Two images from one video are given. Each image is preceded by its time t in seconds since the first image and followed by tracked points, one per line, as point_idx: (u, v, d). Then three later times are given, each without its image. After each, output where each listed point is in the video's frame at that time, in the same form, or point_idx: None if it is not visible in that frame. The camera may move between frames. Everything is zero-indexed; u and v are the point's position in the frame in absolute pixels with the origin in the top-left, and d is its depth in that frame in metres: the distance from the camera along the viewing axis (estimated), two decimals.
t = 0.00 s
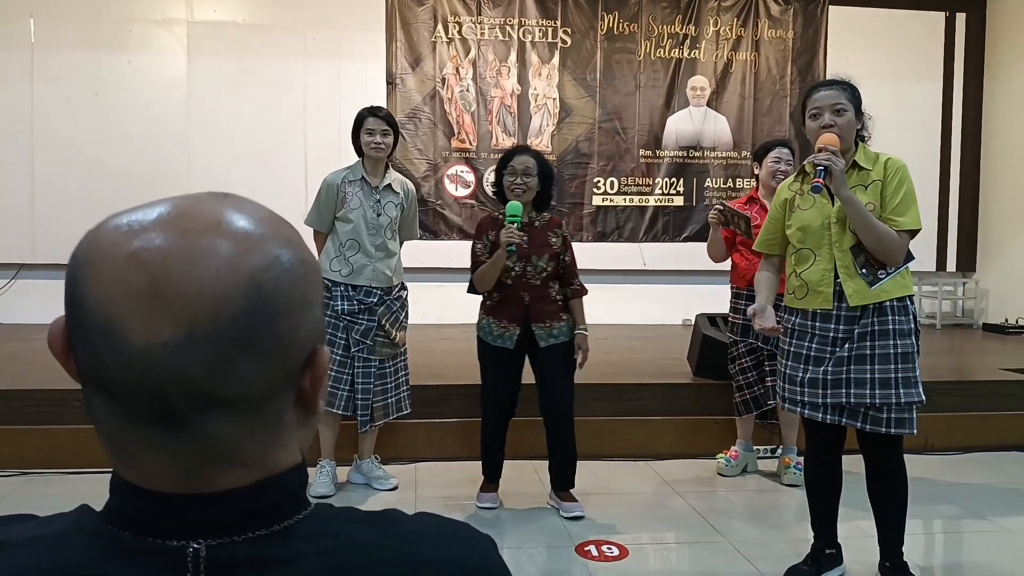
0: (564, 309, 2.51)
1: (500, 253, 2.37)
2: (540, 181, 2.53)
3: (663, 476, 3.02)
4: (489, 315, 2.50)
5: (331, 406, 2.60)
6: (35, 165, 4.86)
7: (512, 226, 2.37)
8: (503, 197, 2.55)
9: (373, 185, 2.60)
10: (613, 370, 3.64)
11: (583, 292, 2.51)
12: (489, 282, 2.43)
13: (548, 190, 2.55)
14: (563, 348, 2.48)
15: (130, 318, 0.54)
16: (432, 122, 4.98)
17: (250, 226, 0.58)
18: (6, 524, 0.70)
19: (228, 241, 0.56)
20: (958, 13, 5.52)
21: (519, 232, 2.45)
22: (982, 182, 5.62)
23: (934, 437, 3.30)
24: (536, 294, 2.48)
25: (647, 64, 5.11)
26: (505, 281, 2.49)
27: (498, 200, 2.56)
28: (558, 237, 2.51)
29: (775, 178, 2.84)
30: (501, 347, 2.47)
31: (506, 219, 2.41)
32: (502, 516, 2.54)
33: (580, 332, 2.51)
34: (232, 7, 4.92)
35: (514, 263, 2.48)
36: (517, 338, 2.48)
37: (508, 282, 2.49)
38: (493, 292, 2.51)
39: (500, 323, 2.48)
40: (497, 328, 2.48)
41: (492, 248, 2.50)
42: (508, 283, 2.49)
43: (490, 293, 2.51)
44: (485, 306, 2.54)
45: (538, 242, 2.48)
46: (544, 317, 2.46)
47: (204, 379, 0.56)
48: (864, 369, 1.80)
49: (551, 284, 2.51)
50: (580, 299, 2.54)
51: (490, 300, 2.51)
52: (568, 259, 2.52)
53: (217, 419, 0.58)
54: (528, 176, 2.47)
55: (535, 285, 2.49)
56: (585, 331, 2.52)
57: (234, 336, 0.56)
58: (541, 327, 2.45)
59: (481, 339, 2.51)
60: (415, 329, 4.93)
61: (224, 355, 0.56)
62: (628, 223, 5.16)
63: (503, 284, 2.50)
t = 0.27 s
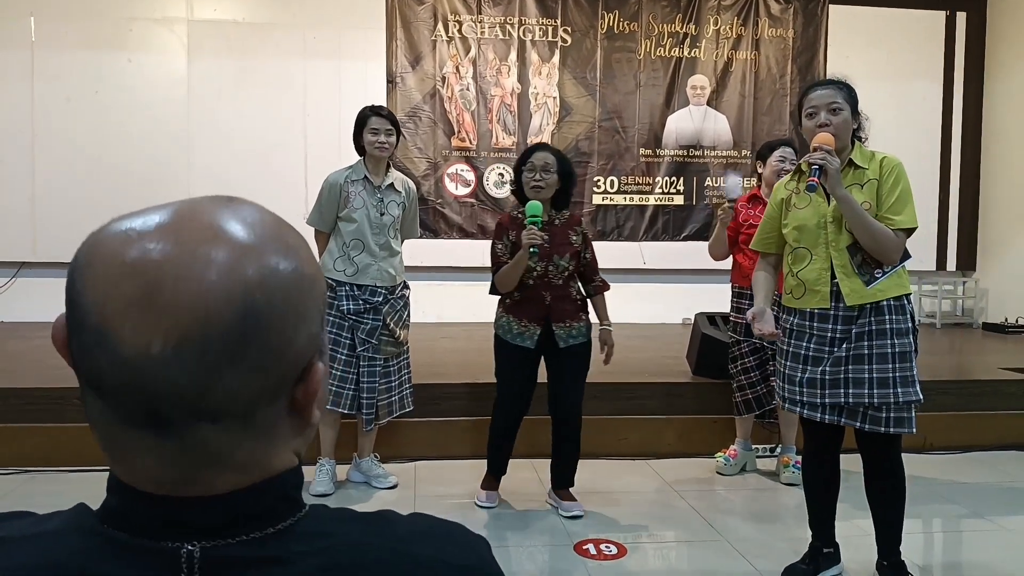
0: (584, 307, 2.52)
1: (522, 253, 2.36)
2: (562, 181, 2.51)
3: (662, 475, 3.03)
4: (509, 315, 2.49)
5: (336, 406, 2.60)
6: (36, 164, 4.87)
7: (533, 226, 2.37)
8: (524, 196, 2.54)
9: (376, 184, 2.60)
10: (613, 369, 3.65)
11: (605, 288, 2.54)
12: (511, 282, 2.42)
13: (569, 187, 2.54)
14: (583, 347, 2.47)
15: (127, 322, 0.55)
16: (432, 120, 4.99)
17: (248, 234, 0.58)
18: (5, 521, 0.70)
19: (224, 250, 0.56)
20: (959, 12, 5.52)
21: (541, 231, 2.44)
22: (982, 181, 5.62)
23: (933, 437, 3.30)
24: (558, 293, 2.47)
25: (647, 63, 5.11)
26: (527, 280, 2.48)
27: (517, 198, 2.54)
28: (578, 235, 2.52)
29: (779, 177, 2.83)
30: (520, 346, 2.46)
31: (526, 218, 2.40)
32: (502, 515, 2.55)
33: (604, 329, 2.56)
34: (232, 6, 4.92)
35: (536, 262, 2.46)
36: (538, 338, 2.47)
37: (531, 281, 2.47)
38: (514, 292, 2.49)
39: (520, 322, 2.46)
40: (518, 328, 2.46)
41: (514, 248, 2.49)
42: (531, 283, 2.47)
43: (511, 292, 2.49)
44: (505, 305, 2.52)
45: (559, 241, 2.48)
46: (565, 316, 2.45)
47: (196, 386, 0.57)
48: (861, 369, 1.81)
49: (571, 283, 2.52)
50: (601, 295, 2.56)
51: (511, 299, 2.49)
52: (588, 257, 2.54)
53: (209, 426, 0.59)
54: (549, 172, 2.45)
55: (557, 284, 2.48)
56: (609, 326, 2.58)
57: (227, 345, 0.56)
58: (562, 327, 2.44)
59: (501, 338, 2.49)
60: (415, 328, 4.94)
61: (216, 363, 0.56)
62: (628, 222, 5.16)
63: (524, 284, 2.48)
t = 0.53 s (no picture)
0: (593, 308, 2.51)
1: (532, 254, 2.34)
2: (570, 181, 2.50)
3: (658, 474, 3.03)
4: (518, 315, 2.46)
5: (346, 407, 2.60)
6: (37, 165, 4.86)
7: (543, 227, 2.35)
8: (533, 197, 2.52)
9: (380, 184, 2.61)
10: (609, 368, 3.65)
11: (614, 288, 2.54)
12: (521, 283, 2.40)
13: (578, 187, 2.52)
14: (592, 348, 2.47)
15: (111, 332, 0.55)
16: (429, 120, 4.99)
17: (234, 245, 0.59)
18: None
19: (210, 261, 0.57)
20: (956, 12, 5.53)
21: (552, 233, 2.43)
22: (978, 181, 5.63)
23: (929, 436, 3.31)
24: (568, 295, 2.46)
25: (644, 62, 5.12)
26: (537, 281, 2.46)
27: (526, 198, 2.52)
28: (587, 236, 2.51)
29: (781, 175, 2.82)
30: (530, 348, 2.44)
31: (537, 220, 2.38)
32: (497, 514, 2.55)
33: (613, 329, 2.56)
34: (229, 5, 4.91)
35: (546, 263, 2.44)
36: (548, 339, 2.45)
37: (541, 282, 2.45)
38: (524, 292, 2.47)
39: (530, 323, 2.44)
40: (528, 328, 2.44)
41: (523, 249, 2.47)
42: (541, 283, 2.45)
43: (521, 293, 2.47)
44: (514, 305, 2.49)
45: (569, 242, 2.47)
46: (575, 317, 2.44)
47: (184, 400, 0.57)
48: (857, 369, 1.81)
49: (581, 284, 2.51)
50: (610, 296, 2.57)
51: (521, 300, 2.47)
52: (596, 257, 2.54)
53: (198, 441, 0.59)
54: (559, 173, 2.43)
55: (567, 285, 2.47)
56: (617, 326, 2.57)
57: (215, 361, 0.56)
58: (572, 327, 2.42)
59: (510, 339, 2.47)
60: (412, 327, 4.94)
61: (203, 378, 0.56)
62: (625, 221, 5.17)
63: (534, 285, 2.46)
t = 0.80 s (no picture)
0: (581, 310, 2.50)
1: (522, 254, 2.31)
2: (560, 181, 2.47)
3: (638, 472, 3.05)
4: (507, 316, 2.44)
5: (346, 409, 2.58)
6: (29, 165, 4.80)
7: (532, 227, 2.33)
8: (522, 197, 2.50)
9: (368, 185, 2.61)
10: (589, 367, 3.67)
11: (600, 289, 2.54)
12: (510, 284, 2.37)
13: (567, 187, 2.50)
14: (579, 349, 2.46)
15: (76, 331, 0.54)
16: (410, 118, 4.98)
17: (202, 245, 0.58)
18: None
19: (176, 262, 0.56)
20: (932, 15, 5.60)
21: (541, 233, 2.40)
22: (954, 181, 5.71)
23: (905, 434, 3.35)
24: (557, 295, 2.44)
25: (625, 62, 5.14)
26: (526, 282, 2.43)
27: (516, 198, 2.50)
28: (576, 237, 2.50)
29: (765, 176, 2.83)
30: (518, 348, 2.42)
31: (526, 219, 2.36)
32: (477, 514, 2.55)
33: (598, 331, 2.55)
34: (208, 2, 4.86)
35: (535, 264, 2.42)
36: (536, 340, 2.43)
37: (530, 283, 2.43)
38: (513, 293, 2.44)
39: (519, 324, 2.42)
40: (516, 329, 2.42)
41: (512, 250, 2.44)
42: (530, 284, 2.43)
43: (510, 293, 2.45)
44: (502, 305, 2.47)
45: (559, 243, 2.45)
46: (565, 318, 2.43)
47: (152, 402, 0.57)
48: (834, 368, 1.84)
49: (569, 285, 2.50)
50: (597, 297, 2.57)
51: (509, 300, 2.44)
52: (585, 258, 2.52)
53: (167, 442, 0.59)
54: (548, 173, 2.41)
55: (556, 286, 2.45)
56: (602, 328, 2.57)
57: (183, 364, 0.56)
58: (560, 328, 2.41)
59: (498, 339, 2.44)
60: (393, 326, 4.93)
61: (171, 380, 0.56)
62: (606, 221, 5.19)
63: (523, 286, 2.43)
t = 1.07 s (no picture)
0: (566, 311, 2.51)
1: (507, 256, 2.30)
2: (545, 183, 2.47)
3: (619, 472, 3.06)
4: (491, 317, 2.43)
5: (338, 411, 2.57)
6: (11, 166, 4.74)
7: (517, 228, 2.32)
8: (506, 198, 2.49)
9: (353, 185, 2.59)
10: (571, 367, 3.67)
11: (584, 290, 2.54)
12: (496, 285, 2.36)
13: (551, 189, 2.50)
14: (562, 351, 2.47)
15: (63, 311, 0.55)
16: (392, 119, 4.97)
17: (183, 232, 0.58)
18: None
19: (161, 248, 0.56)
20: (909, 18, 5.68)
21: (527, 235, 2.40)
22: (931, 183, 5.79)
23: (883, 433, 3.38)
24: (542, 297, 2.43)
25: (607, 64, 5.16)
26: (511, 284, 2.42)
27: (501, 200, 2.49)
28: (561, 238, 2.50)
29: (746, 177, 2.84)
30: (504, 350, 2.41)
31: (511, 221, 2.35)
32: (459, 515, 2.55)
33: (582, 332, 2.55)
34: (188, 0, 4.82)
35: (520, 266, 2.42)
36: (522, 342, 2.43)
37: (515, 285, 2.42)
38: (498, 294, 2.43)
39: (504, 325, 2.41)
40: (501, 330, 2.41)
41: (497, 252, 2.43)
42: (515, 286, 2.42)
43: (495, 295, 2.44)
44: (487, 307, 2.45)
45: (544, 245, 2.45)
46: (550, 320, 2.43)
47: (130, 379, 0.56)
48: (809, 368, 1.86)
49: (554, 287, 2.50)
50: (581, 298, 2.57)
51: (495, 302, 2.43)
52: (569, 260, 2.53)
53: (138, 417, 0.58)
54: (533, 174, 2.41)
55: (541, 288, 2.44)
56: (586, 330, 2.57)
57: (159, 340, 0.56)
58: (545, 330, 2.42)
59: (483, 341, 2.43)
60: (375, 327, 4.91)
61: (145, 354, 0.56)
62: (588, 222, 5.21)
63: (509, 287, 2.42)
